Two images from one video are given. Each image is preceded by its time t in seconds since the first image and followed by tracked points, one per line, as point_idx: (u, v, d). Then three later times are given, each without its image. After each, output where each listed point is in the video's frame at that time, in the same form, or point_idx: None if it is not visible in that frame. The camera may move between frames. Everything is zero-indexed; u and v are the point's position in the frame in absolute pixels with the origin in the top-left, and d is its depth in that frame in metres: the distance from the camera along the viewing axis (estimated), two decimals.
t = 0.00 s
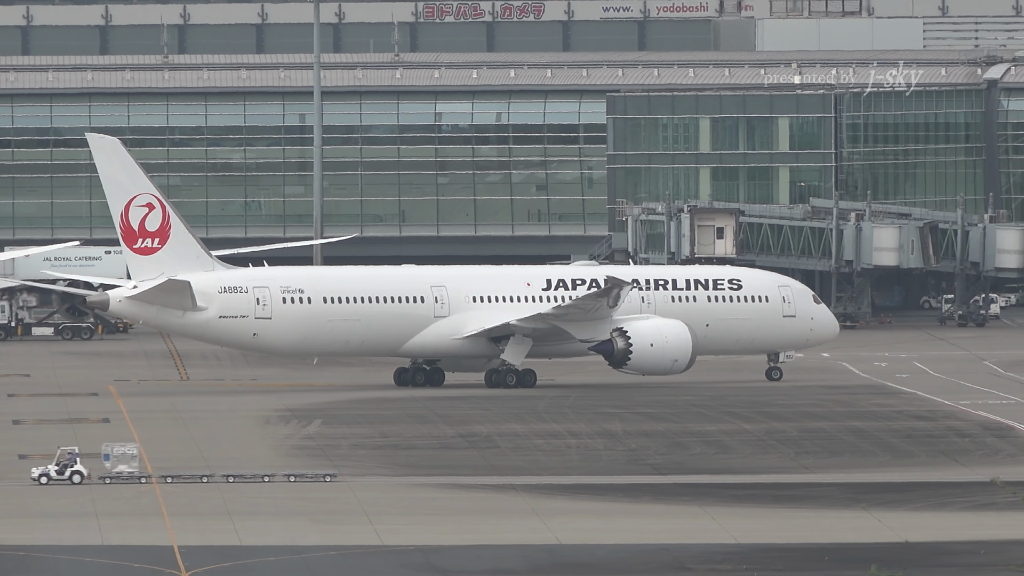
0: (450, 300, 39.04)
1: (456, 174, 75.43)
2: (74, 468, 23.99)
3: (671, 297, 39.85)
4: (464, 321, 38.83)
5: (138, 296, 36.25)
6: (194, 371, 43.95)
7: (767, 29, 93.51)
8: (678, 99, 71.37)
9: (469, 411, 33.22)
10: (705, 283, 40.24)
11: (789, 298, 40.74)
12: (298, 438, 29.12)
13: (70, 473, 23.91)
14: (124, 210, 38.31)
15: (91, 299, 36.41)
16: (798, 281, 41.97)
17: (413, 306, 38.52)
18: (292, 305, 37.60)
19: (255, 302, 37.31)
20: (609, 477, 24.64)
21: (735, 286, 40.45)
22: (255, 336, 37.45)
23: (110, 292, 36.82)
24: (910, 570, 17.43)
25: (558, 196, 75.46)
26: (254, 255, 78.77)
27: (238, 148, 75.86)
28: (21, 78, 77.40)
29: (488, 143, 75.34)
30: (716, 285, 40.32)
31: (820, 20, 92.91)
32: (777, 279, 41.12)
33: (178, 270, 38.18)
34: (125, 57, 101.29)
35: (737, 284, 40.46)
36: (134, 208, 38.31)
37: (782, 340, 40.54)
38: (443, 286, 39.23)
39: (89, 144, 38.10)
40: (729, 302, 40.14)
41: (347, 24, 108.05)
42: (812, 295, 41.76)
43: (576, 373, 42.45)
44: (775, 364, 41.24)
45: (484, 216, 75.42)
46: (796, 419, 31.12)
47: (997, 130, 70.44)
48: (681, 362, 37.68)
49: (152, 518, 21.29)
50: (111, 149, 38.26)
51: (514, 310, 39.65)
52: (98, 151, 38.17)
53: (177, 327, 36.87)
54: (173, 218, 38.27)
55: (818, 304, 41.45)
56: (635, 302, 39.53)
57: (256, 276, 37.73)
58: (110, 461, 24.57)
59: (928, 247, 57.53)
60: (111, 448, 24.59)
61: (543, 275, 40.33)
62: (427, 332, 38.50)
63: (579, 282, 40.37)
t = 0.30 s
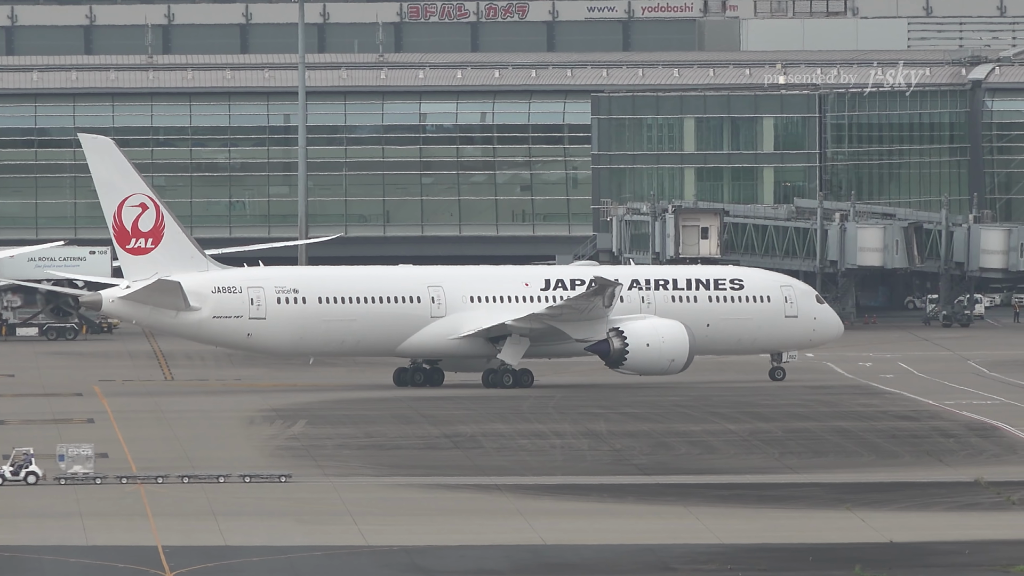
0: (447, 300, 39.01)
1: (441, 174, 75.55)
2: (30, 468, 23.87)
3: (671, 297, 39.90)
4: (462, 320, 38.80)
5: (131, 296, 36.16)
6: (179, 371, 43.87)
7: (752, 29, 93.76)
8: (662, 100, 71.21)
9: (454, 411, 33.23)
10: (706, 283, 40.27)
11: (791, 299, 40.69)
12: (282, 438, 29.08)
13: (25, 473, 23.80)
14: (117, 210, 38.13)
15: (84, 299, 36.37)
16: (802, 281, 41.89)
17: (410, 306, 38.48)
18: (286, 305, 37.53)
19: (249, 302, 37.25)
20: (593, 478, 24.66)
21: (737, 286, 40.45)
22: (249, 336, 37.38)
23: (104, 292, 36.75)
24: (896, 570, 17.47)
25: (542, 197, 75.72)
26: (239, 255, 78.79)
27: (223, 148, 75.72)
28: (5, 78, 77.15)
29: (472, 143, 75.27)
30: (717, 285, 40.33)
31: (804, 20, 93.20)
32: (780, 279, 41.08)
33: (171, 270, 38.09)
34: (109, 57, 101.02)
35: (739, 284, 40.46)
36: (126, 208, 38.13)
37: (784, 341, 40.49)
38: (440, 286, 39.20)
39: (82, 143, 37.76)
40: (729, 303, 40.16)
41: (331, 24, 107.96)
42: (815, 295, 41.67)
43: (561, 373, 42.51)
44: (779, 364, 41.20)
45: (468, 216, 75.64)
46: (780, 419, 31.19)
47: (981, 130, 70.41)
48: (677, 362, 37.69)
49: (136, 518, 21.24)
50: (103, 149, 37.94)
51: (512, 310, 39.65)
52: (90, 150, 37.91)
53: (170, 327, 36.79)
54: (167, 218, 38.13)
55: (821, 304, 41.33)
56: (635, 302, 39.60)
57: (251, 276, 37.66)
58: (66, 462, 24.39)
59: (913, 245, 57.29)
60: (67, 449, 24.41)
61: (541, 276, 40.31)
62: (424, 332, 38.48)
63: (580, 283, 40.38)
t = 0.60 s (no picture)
0: (444, 299, 38.99)
1: (427, 174, 75.47)
2: None
3: (672, 297, 39.92)
4: (460, 321, 38.78)
5: (125, 296, 36.05)
6: (164, 371, 43.79)
7: (738, 29, 93.96)
8: (648, 100, 71.33)
9: (439, 411, 33.23)
10: (708, 283, 40.28)
11: (794, 299, 40.71)
12: (268, 438, 29.03)
13: None
14: (111, 210, 38.01)
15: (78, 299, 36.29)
16: (805, 282, 41.91)
17: (409, 307, 38.47)
18: (282, 305, 37.44)
19: (244, 302, 37.15)
20: (580, 478, 24.68)
21: (739, 287, 40.51)
22: (244, 336, 37.29)
23: (98, 292, 36.68)
24: (882, 570, 17.49)
25: (528, 197, 75.69)
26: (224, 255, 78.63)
27: (208, 149, 75.55)
28: None
29: (458, 143, 75.25)
30: (719, 286, 40.35)
31: (789, 21, 93.38)
32: (782, 279, 41.13)
33: (166, 270, 37.93)
34: (94, 57, 100.72)
35: (741, 285, 40.53)
36: (121, 208, 38.01)
37: (787, 341, 40.51)
38: (438, 286, 39.20)
39: (76, 142, 37.73)
40: (730, 303, 40.19)
41: (316, 24, 107.85)
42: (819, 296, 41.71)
43: (547, 373, 42.56)
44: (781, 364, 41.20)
45: (454, 217, 75.53)
46: (766, 419, 31.26)
47: (966, 130, 70.48)
48: (675, 362, 37.63)
49: (121, 518, 21.16)
50: (97, 149, 37.92)
51: (510, 310, 39.62)
52: (85, 150, 37.82)
53: (164, 327, 36.70)
54: (161, 218, 37.98)
55: (824, 304, 41.33)
56: (636, 302, 39.59)
57: (246, 276, 37.56)
58: (21, 463, 24.05)
59: (897, 244, 57.49)
60: (23, 450, 24.06)
61: (540, 276, 40.31)
62: (421, 332, 38.46)
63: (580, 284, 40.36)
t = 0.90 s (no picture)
0: (441, 299, 38.95)
1: (411, 175, 75.43)
2: None
3: (673, 297, 39.84)
4: (458, 320, 38.70)
5: (119, 296, 36.39)
6: (149, 371, 43.73)
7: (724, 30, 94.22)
8: (633, 100, 71.25)
9: (425, 411, 33.20)
10: (710, 283, 40.18)
11: (797, 299, 40.60)
12: (253, 438, 28.98)
13: None
14: (106, 210, 38.02)
15: (73, 299, 36.63)
16: (809, 282, 41.82)
17: (406, 306, 38.46)
18: (277, 305, 37.68)
19: (239, 302, 37.42)
20: (564, 478, 24.68)
21: (741, 286, 40.37)
22: (240, 336, 37.56)
23: (93, 292, 37.03)
24: (867, 570, 17.51)
25: (513, 197, 75.74)
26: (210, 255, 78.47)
27: (193, 149, 75.35)
28: None
29: (443, 143, 75.24)
30: (721, 285, 40.24)
31: (774, 21, 93.63)
32: (785, 279, 41.00)
33: (161, 270, 38.06)
34: (79, 57, 100.50)
35: (743, 285, 40.37)
36: (115, 208, 38.02)
37: (790, 341, 40.40)
38: (435, 286, 39.12)
39: (69, 142, 37.62)
40: (732, 303, 40.06)
41: (302, 25, 107.75)
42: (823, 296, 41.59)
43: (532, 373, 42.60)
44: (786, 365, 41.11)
45: (439, 217, 75.47)
46: (750, 419, 31.32)
47: (951, 131, 70.91)
48: (673, 362, 37.63)
49: (104, 519, 21.10)
50: (91, 149, 37.81)
51: (509, 310, 39.55)
52: (78, 150, 37.70)
53: (159, 327, 37.03)
54: (157, 219, 38.06)
55: (828, 303, 41.18)
56: (635, 302, 39.58)
57: (242, 277, 37.84)
58: None
59: (883, 245, 57.83)
60: None
61: (540, 276, 40.25)
62: (419, 332, 38.41)
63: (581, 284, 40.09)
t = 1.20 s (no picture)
0: (438, 299, 38.91)
1: (396, 175, 75.42)
2: None
3: (674, 297, 39.81)
4: (456, 320, 38.71)
5: (112, 296, 36.36)
6: (133, 371, 43.59)
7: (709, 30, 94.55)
8: (617, 100, 71.39)
9: (410, 411, 33.15)
10: (711, 283, 40.18)
11: (800, 299, 40.66)
12: (237, 438, 28.89)
13: None
14: (100, 210, 37.91)
15: (66, 299, 36.63)
16: (811, 282, 41.85)
17: (403, 306, 38.44)
18: (272, 305, 37.63)
19: (234, 302, 37.38)
20: (548, 478, 24.65)
21: (742, 286, 40.38)
22: (235, 336, 37.51)
23: (86, 292, 37.00)
24: (852, 570, 17.51)
25: (498, 197, 75.66)
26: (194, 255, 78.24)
27: (178, 149, 75.12)
28: None
29: (428, 144, 75.19)
30: (722, 285, 40.25)
31: (759, 21, 93.94)
32: (788, 279, 41.05)
33: (156, 270, 38.02)
34: (64, 57, 100.17)
35: (745, 285, 40.38)
36: (109, 209, 37.90)
37: (793, 341, 40.47)
38: (433, 286, 39.11)
39: (63, 142, 37.52)
40: (734, 303, 40.08)
41: (286, 25, 107.59)
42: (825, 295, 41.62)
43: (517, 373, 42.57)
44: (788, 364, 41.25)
45: (423, 217, 75.45)
46: (735, 419, 31.34)
47: (935, 131, 71.16)
48: (670, 362, 37.47)
49: (89, 519, 21.02)
50: (85, 149, 37.74)
51: (507, 309, 39.46)
52: (72, 150, 37.62)
53: (153, 327, 36.99)
54: (151, 219, 37.96)
55: (830, 303, 41.26)
56: (635, 302, 39.57)
57: (237, 277, 37.80)
58: None
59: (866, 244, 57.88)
60: None
61: (539, 276, 40.22)
62: (417, 331, 38.38)
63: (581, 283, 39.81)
